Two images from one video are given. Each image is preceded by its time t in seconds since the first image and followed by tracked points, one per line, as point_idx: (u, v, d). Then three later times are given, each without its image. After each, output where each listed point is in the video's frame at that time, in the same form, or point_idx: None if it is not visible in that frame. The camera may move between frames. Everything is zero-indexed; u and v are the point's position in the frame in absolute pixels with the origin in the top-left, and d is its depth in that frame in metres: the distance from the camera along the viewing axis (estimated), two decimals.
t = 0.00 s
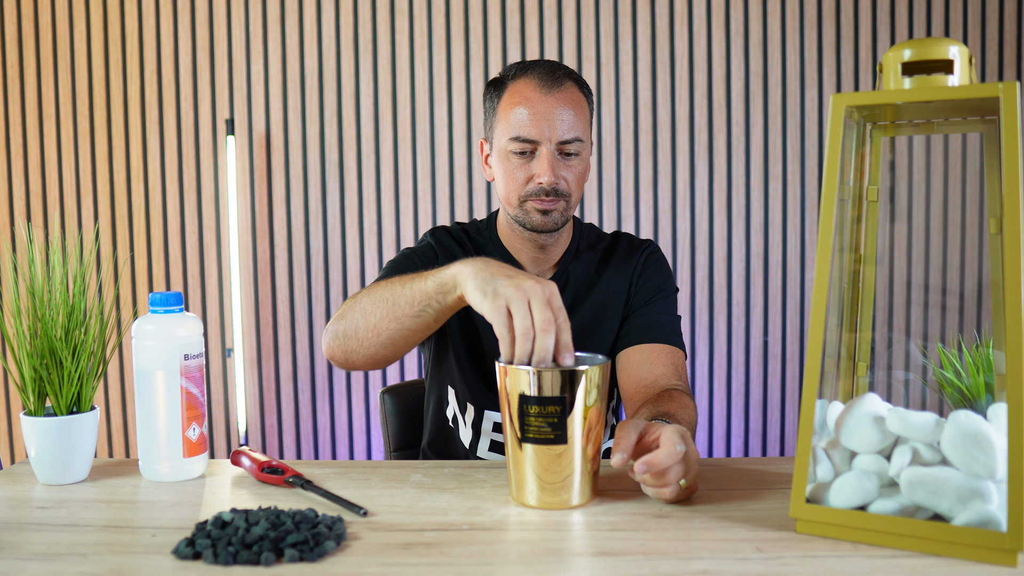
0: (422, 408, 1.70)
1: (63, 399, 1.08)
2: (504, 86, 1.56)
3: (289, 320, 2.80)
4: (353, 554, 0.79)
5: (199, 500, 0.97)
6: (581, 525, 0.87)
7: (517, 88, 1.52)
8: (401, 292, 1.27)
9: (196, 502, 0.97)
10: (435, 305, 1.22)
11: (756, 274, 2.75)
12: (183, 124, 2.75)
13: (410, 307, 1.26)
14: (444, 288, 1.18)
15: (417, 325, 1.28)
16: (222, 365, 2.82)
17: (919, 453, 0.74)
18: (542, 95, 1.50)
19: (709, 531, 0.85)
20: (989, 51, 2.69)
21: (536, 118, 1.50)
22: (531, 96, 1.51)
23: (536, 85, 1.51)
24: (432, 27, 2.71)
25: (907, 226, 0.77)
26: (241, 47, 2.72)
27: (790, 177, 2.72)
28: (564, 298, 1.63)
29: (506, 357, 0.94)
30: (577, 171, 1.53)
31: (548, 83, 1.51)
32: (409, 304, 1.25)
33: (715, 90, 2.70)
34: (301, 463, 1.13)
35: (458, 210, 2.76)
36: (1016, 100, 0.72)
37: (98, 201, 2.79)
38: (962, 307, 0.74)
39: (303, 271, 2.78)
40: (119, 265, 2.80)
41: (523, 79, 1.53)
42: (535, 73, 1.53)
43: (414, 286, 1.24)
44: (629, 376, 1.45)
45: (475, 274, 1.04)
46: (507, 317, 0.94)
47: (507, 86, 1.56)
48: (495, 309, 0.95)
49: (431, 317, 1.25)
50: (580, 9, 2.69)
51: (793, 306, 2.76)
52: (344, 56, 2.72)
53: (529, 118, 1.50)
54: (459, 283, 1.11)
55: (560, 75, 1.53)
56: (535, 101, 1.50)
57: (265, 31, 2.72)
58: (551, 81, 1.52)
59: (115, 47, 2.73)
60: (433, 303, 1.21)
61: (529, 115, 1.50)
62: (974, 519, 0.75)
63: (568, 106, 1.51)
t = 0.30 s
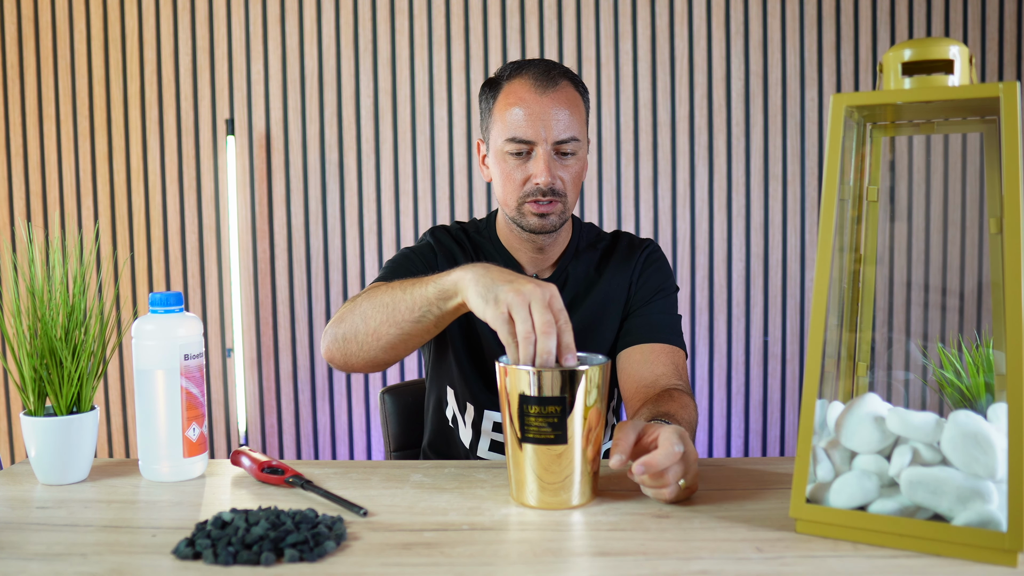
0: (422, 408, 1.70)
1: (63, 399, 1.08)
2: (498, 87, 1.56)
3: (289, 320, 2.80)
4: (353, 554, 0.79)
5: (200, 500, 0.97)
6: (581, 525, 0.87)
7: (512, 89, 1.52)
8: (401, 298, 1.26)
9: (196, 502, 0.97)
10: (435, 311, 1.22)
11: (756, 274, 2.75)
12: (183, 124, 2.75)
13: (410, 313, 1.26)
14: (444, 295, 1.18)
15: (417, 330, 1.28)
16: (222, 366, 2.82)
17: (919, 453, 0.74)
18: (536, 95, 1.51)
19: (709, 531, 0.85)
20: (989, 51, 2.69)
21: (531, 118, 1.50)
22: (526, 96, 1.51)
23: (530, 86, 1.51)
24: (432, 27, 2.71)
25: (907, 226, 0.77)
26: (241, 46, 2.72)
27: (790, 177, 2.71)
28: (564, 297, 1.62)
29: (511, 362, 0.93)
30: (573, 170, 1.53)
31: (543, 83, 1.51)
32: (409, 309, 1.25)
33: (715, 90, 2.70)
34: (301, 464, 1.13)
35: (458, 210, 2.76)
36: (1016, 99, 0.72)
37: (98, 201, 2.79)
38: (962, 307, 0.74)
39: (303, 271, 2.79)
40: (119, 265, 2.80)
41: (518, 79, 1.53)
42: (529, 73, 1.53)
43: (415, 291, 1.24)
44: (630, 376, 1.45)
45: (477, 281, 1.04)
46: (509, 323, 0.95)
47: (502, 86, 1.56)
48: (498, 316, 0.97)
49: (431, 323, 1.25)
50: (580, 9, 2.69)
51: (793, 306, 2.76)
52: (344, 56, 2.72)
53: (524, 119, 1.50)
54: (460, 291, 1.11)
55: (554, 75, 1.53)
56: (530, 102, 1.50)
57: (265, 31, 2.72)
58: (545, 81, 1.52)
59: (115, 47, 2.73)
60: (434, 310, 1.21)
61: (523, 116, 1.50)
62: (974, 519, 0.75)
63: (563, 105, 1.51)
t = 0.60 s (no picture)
0: (422, 408, 1.70)
1: (63, 399, 1.08)
2: (482, 93, 1.58)
3: (289, 320, 2.80)
4: (353, 554, 0.79)
5: (200, 500, 0.97)
6: (581, 525, 0.87)
7: (494, 92, 1.54)
8: (403, 285, 1.27)
9: (196, 501, 0.97)
10: (438, 294, 1.22)
11: (756, 274, 2.75)
12: (183, 124, 2.75)
13: (414, 300, 1.26)
14: (444, 278, 1.18)
15: (422, 316, 1.28)
16: (222, 366, 2.82)
17: (919, 453, 0.74)
18: (517, 94, 1.51)
19: (709, 531, 0.85)
20: (989, 51, 2.69)
21: (515, 117, 1.51)
22: (507, 97, 1.52)
23: (511, 86, 1.52)
24: (432, 27, 2.71)
25: (907, 226, 0.77)
26: (241, 46, 2.72)
27: (790, 177, 2.71)
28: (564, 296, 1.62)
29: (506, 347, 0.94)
30: (563, 163, 1.54)
31: (523, 81, 1.52)
32: (412, 296, 1.25)
33: (715, 90, 2.70)
34: (301, 464, 1.13)
35: (458, 210, 2.76)
36: (1016, 100, 0.72)
37: (98, 200, 2.79)
38: (963, 307, 0.74)
39: (303, 270, 2.78)
40: (119, 265, 2.80)
41: (498, 82, 1.55)
42: (508, 74, 1.54)
43: (415, 277, 1.24)
44: (631, 374, 1.45)
45: (472, 261, 1.04)
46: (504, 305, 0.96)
47: (484, 92, 1.57)
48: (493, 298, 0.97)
49: (435, 306, 1.25)
50: (580, 9, 2.69)
51: (793, 306, 2.76)
52: (344, 56, 2.72)
53: (508, 119, 1.51)
54: (458, 269, 1.11)
55: (533, 71, 1.54)
56: (512, 101, 1.51)
57: (265, 31, 2.72)
58: (524, 79, 1.53)
59: (115, 47, 2.73)
60: (435, 294, 1.21)
61: (508, 116, 1.52)
62: (973, 519, 0.75)
63: (546, 100, 1.51)
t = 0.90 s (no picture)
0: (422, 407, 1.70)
1: (63, 399, 1.08)
2: (476, 96, 1.59)
3: (289, 320, 2.80)
4: (353, 554, 0.79)
5: (199, 500, 0.97)
6: (581, 525, 0.87)
7: (488, 95, 1.55)
8: (410, 282, 1.26)
9: (196, 502, 0.97)
10: (444, 293, 1.22)
11: (756, 274, 2.75)
12: (183, 124, 2.75)
13: (420, 296, 1.25)
14: (453, 276, 1.17)
15: (426, 313, 1.28)
16: (222, 366, 2.82)
17: (919, 453, 0.74)
18: (510, 95, 1.52)
19: (709, 531, 0.85)
20: (989, 51, 2.69)
21: (509, 118, 1.52)
22: (500, 98, 1.52)
23: (504, 87, 1.53)
24: (432, 27, 2.71)
25: (907, 226, 0.77)
26: (241, 46, 2.72)
27: (790, 177, 2.71)
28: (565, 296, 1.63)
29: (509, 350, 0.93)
30: (559, 161, 1.54)
31: (515, 82, 1.52)
32: (419, 292, 1.25)
33: (715, 90, 2.70)
34: (301, 464, 1.13)
35: (458, 210, 2.76)
36: (1016, 100, 0.72)
37: (98, 200, 2.79)
38: (963, 307, 0.74)
39: (303, 270, 2.78)
40: (119, 265, 2.80)
41: (491, 83, 1.55)
42: (501, 75, 1.54)
43: (422, 274, 1.24)
44: (632, 374, 1.45)
45: (484, 261, 1.03)
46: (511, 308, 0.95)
47: (478, 94, 1.58)
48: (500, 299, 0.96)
49: (440, 305, 1.25)
50: (580, 9, 2.69)
51: (793, 306, 2.76)
52: (344, 56, 2.72)
53: (502, 121, 1.52)
54: (467, 270, 1.10)
55: (525, 71, 1.54)
56: (505, 102, 1.52)
57: (265, 31, 2.72)
58: (515, 79, 1.53)
59: (115, 47, 2.73)
60: (443, 292, 1.21)
61: (502, 117, 1.52)
62: (974, 519, 0.75)
63: (539, 100, 1.52)
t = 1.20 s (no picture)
0: (422, 407, 1.70)
1: (63, 399, 1.08)
2: (470, 97, 1.61)
3: (289, 320, 2.80)
4: (353, 554, 0.79)
5: (199, 500, 0.97)
6: (580, 525, 0.87)
7: (480, 94, 1.57)
8: (398, 297, 1.26)
9: (196, 502, 0.97)
10: (432, 307, 1.22)
11: (756, 274, 2.75)
12: (183, 124, 2.75)
13: (409, 311, 1.25)
14: (437, 290, 1.17)
15: (419, 327, 1.27)
16: (222, 366, 2.82)
17: (919, 453, 0.74)
18: (502, 92, 1.54)
19: (709, 531, 0.85)
20: (989, 51, 2.69)
21: (503, 114, 1.54)
22: (493, 96, 1.55)
23: (495, 85, 1.55)
24: (432, 27, 2.71)
25: (907, 226, 0.77)
26: (241, 46, 2.72)
27: (790, 177, 2.71)
28: (565, 295, 1.63)
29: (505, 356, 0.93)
30: (553, 155, 1.56)
31: (507, 79, 1.55)
32: (408, 306, 1.24)
33: (715, 90, 2.70)
34: (301, 463, 1.13)
35: (458, 210, 2.76)
36: (1016, 99, 0.72)
37: (98, 200, 2.79)
38: (962, 307, 0.74)
39: (303, 270, 2.78)
40: (119, 265, 2.80)
41: (484, 83, 1.58)
42: (492, 75, 1.57)
43: (408, 288, 1.23)
44: (632, 374, 1.45)
45: (464, 271, 1.02)
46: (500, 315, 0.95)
47: (471, 96, 1.61)
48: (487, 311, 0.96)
49: (431, 318, 1.25)
50: (580, 9, 2.69)
51: (793, 305, 2.76)
52: (344, 56, 2.72)
53: (496, 117, 1.54)
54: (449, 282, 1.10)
55: (516, 69, 1.56)
56: (498, 99, 1.54)
57: (265, 31, 2.72)
58: (506, 77, 1.55)
59: (115, 47, 2.73)
60: (430, 306, 1.21)
61: (496, 114, 1.54)
62: (973, 519, 0.75)
63: (531, 95, 1.54)
